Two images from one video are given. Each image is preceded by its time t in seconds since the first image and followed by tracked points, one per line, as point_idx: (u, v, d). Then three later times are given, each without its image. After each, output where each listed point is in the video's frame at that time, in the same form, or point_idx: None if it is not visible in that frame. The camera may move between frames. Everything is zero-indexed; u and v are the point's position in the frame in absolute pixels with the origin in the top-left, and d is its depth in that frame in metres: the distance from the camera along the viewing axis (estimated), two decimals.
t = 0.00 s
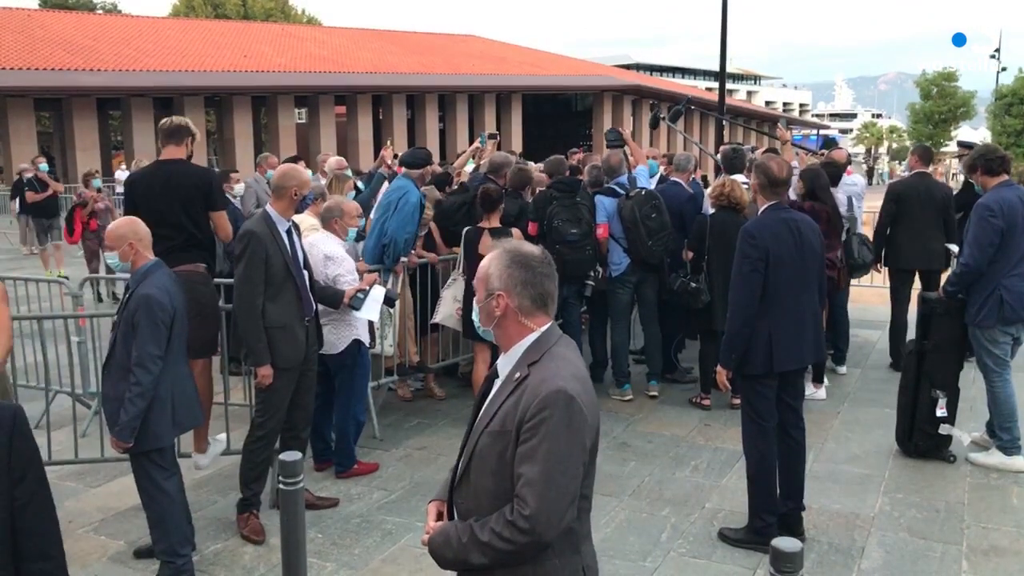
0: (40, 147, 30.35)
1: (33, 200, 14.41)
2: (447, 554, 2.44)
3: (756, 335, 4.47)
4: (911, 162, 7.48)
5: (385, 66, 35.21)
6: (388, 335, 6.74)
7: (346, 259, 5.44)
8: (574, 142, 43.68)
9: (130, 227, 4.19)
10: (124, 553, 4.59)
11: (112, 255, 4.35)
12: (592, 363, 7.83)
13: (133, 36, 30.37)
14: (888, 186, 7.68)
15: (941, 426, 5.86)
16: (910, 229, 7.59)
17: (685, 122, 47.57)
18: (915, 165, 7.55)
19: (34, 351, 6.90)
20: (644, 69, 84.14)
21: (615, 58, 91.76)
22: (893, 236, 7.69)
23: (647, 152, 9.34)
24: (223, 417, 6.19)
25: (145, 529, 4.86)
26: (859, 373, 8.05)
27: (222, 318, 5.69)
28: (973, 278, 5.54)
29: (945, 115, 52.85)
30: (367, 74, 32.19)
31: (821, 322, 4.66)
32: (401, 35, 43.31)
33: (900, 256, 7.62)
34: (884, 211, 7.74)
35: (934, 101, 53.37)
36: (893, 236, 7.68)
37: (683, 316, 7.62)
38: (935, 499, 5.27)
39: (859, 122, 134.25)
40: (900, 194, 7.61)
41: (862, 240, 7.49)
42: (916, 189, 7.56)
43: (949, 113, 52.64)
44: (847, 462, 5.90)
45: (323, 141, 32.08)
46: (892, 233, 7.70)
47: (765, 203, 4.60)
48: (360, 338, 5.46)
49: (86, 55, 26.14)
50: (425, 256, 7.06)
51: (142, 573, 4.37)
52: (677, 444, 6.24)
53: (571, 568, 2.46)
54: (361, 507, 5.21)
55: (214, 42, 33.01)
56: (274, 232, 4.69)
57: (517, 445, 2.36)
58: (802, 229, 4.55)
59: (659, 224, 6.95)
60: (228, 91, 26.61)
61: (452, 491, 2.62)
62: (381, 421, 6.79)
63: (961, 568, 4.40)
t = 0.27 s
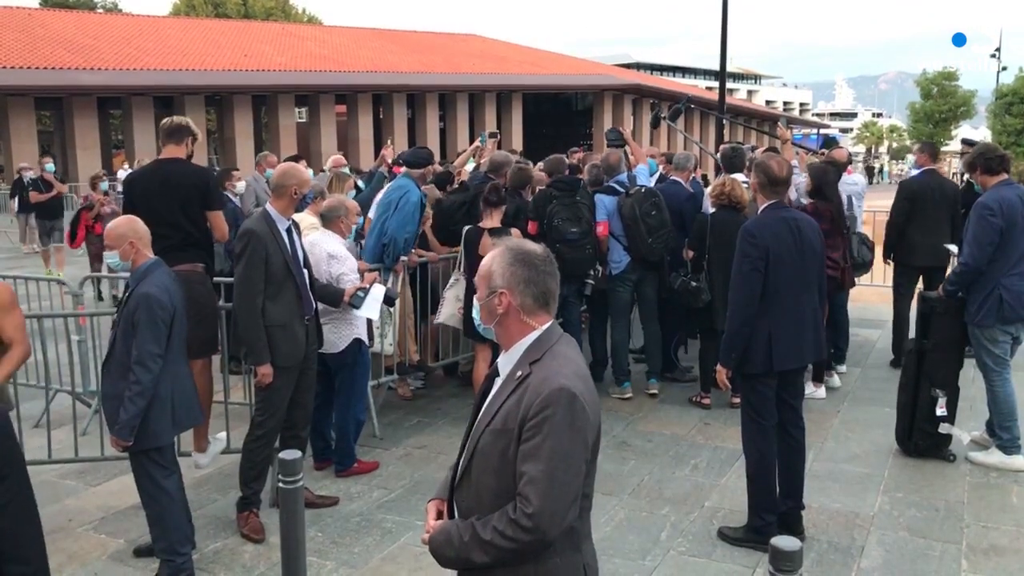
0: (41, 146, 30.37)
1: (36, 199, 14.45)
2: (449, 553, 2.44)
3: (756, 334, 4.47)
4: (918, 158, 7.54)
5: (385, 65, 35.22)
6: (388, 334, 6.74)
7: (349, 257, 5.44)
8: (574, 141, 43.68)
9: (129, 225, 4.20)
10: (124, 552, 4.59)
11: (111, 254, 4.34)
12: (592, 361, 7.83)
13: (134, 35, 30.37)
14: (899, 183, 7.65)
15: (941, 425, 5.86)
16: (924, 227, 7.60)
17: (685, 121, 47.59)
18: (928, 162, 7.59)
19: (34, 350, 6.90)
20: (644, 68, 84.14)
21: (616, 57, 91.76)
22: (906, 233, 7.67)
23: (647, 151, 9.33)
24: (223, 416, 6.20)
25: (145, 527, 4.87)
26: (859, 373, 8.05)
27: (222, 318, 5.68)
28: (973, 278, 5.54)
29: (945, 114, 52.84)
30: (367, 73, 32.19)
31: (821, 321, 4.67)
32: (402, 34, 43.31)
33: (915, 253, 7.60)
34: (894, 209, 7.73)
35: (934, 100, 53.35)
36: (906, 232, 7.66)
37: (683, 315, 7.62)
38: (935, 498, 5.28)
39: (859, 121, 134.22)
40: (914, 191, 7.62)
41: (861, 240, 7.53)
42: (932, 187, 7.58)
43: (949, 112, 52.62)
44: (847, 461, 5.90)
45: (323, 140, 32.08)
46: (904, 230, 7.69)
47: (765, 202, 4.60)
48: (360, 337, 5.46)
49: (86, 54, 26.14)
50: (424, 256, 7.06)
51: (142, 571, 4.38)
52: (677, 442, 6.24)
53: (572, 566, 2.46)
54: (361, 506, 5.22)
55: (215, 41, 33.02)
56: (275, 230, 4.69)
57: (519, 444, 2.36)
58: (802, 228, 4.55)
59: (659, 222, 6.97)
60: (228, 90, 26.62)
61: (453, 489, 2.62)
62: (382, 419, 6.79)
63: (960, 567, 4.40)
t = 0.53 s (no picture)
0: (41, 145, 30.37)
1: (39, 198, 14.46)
2: (449, 551, 2.44)
3: (756, 333, 4.47)
4: (922, 157, 7.61)
5: (386, 64, 35.21)
6: (388, 334, 6.74)
7: (349, 257, 5.44)
8: (574, 140, 43.67)
9: (129, 224, 4.20)
10: (124, 551, 4.59)
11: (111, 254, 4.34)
12: (592, 360, 7.83)
13: (134, 34, 30.37)
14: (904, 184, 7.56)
15: (941, 424, 5.86)
16: (931, 226, 7.60)
17: (685, 119, 47.56)
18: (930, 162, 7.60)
19: (34, 348, 6.90)
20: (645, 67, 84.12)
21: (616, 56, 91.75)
22: (912, 232, 7.65)
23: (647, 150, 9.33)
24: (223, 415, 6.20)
25: (145, 527, 4.87)
26: (860, 372, 8.04)
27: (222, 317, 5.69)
28: (973, 277, 5.53)
29: (945, 113, 52.82)
30: (367, 72, 32.18)
31: (822, 320, 4.67)
32: (402, 33, 43.29)
33: (922, 253, 7.63)
34: (900, 209, 7.66)
35: (935, 99, 53.32)
36: (914, 233, 7.63)
37: (683, 314, 7.61)
38: (935, 497, 5.27)
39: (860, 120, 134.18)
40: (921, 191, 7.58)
41: (863, 239, 7.54)
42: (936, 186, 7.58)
43: (950, 111, 52.60)
44: (847, 460, 5.90)
45: (324, 139, 32.07)
46: (909, 230, 7.66)
47: (765, 201, 4.60)
48: (358, 336, 5.46)
49: (86, 53, 26.14)
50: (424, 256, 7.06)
51: (142, 570, 4.38)
52: (677, 442, 6.24)
53: (572, 565, 2.46)
54: (361, 505, 5.22)
55: (215, 40, 33.00)
56: (274, 230, 4.69)
57: (519, 442, 2.36)
58: (803, 227, 4.55)
59: (659, 220, 6.97)
60: (228, 89, 26.61)
61: (453, 488, 2.61)
62: (382, 419, 6.79)
63: (961, 567, 4.39)
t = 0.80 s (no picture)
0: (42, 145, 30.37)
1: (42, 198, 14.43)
2: (448, 549, 2.44)
3: (756, 333, 4.47)
4: (923, 157, 7.68)
5: (386, 64, 35.20)
6: (389, 333, 6.74)
7: (348, 256, 5.45)
8: (575, 140, 43.68)
9: (131, 225, 4.22)
10: (125, 550, 4.60)
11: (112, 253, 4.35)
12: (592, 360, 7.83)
13: (134, 33, 30.38)
14: (909, 183, 7.55)
15: (941, 424, 5.86)
16: (938, 226, 7.62)
17: (686, 119, 47.56)
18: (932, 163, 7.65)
19: (34, 348, 6.90)
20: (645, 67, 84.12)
21: (617, 55, 91.73)
22: (918, 231, 7.65)
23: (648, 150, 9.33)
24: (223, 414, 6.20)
25: (145, 526, 4.87)
26: (860, 372, 8.05)
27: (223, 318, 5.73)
28: (973, 277, 5.54)
29: (946, 114, 52.83)
30: (367, 72, 32.18)
31: (822, 320, 4.67)
32: (403, 33, 43.30)
33: (928, 252, 7.62)
34: (908, 208, 7.64)
35: (935, 99, 53.33)
36: (923, 233, 7.62)
37: (683, 314, 7.62)
38: (935, 497, 5.28)
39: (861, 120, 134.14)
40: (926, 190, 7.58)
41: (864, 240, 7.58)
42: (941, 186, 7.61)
43: (950, 111, 52.60)
44: (847, 460, 5.91)
45: (324, 139, 32.08)
46: (916, 229, 7.66)
47: (766, 201, 4.60)
48: (358, 336, 5.46)
49: (87, 52, 26.14)
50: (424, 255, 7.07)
51: (142, 569, 4.38)
52: (677, 441, 6.24)
53: (572, 563, 2.47)
54: (362, 504, 5.22)
55: (216, 40, 33.00)
56: (275, 230, 4.69)
57: (519, 440, 2.37)
58: (803, 227, 4.55)
59: (659, 219, 6.97)
60: (229, 89, 26.60)
61: (453, 486, 2.62)
62: (382, 418, 6.80)
63: (961, 567, 4.40)
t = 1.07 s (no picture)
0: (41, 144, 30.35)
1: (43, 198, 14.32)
2: (447, 547, 2.44)
3: (757, 332, 4.47)
4: (921, 156, 7.53)
5: (386, 63, 35.19)
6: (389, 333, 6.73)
7: (346, 255, 5.44)
8: (575, 139, 43.67)
9: (131, 223, 4.21)
10: (125, 549, 4.59)
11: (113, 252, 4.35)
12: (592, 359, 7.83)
13: (134, 32, 30.36)
14: (909, 185, 7.50)
15: (941, 423, 5.86)
16: (939, 227, 7.64)
17: (686, 118, 47.55)
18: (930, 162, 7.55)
19: (34, 347, 6.90)
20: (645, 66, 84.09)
21: (617, 55, 91.71)
22: (921, 233, 7.66)
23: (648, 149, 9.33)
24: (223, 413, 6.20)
25: (145, 525, 4.87)
26: (860, 371, 8.04)
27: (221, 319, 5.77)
28: (973, 277, 5.53)
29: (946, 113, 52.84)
30: (367, 71, 32.16)
31: (822, 318, 4.66)
32: (403, 32, 43.27)
33: (932, 253, 7.62)
34: (910, 209, 7.64)
35: (935, 98, 53.32)
36: (925, 234, 7.63)
37: (683, 313, 7.61)
38: (935, 496, 5.27)
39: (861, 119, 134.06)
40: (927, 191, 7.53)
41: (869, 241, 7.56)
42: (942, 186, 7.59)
43: (950, 110, 52.61)
44: (848, 459, 5.90)
45: (324, 138, 32.06)
46: (918, 230, 7.66)
47: (766, 200, 4.60)
48: (357, 335, 5.46)
49: (86, 51, 26.13)
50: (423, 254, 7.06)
51: (142, 568, 4.38)
52: (677, 441, 6.24)
53: (572, 562, 2.46)
54: (361, 503, 5.22)
55: (216, 39, 32.99)
56: (275, 228, 4.69)
57: (519, 439, 2.36)
58: (804, 226, 4.54)
59: (659, 218, 6.96)
60: (229, 88, 26.58)
61: (453, 485, 2.62)
62: (381, 417, 6.80)
63: (961, 566, 4.39)
